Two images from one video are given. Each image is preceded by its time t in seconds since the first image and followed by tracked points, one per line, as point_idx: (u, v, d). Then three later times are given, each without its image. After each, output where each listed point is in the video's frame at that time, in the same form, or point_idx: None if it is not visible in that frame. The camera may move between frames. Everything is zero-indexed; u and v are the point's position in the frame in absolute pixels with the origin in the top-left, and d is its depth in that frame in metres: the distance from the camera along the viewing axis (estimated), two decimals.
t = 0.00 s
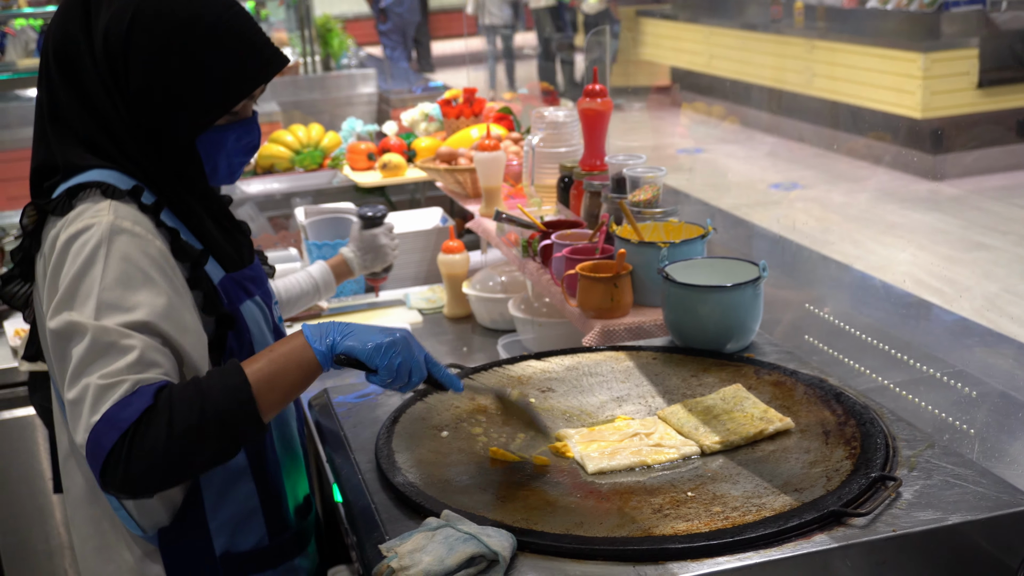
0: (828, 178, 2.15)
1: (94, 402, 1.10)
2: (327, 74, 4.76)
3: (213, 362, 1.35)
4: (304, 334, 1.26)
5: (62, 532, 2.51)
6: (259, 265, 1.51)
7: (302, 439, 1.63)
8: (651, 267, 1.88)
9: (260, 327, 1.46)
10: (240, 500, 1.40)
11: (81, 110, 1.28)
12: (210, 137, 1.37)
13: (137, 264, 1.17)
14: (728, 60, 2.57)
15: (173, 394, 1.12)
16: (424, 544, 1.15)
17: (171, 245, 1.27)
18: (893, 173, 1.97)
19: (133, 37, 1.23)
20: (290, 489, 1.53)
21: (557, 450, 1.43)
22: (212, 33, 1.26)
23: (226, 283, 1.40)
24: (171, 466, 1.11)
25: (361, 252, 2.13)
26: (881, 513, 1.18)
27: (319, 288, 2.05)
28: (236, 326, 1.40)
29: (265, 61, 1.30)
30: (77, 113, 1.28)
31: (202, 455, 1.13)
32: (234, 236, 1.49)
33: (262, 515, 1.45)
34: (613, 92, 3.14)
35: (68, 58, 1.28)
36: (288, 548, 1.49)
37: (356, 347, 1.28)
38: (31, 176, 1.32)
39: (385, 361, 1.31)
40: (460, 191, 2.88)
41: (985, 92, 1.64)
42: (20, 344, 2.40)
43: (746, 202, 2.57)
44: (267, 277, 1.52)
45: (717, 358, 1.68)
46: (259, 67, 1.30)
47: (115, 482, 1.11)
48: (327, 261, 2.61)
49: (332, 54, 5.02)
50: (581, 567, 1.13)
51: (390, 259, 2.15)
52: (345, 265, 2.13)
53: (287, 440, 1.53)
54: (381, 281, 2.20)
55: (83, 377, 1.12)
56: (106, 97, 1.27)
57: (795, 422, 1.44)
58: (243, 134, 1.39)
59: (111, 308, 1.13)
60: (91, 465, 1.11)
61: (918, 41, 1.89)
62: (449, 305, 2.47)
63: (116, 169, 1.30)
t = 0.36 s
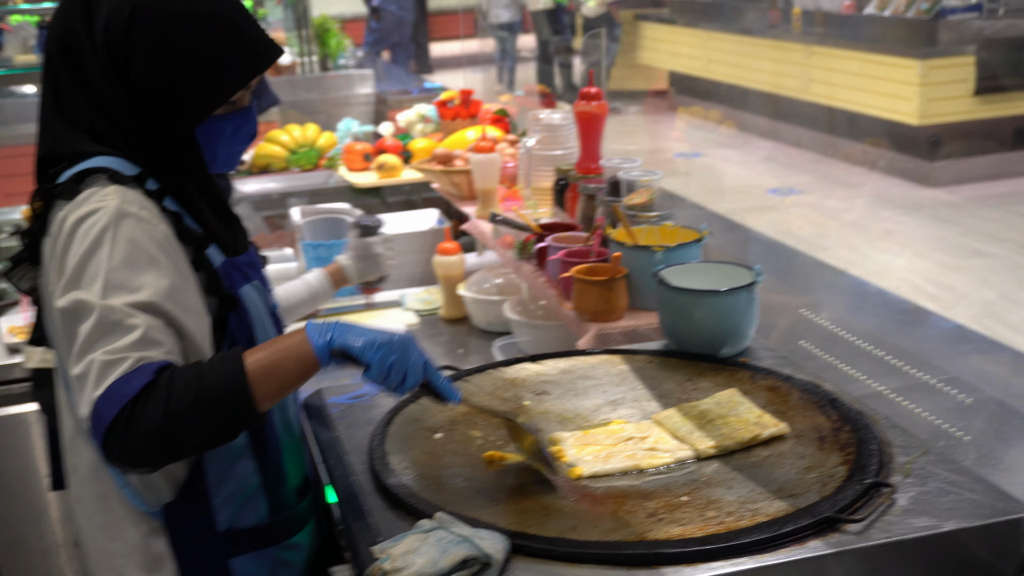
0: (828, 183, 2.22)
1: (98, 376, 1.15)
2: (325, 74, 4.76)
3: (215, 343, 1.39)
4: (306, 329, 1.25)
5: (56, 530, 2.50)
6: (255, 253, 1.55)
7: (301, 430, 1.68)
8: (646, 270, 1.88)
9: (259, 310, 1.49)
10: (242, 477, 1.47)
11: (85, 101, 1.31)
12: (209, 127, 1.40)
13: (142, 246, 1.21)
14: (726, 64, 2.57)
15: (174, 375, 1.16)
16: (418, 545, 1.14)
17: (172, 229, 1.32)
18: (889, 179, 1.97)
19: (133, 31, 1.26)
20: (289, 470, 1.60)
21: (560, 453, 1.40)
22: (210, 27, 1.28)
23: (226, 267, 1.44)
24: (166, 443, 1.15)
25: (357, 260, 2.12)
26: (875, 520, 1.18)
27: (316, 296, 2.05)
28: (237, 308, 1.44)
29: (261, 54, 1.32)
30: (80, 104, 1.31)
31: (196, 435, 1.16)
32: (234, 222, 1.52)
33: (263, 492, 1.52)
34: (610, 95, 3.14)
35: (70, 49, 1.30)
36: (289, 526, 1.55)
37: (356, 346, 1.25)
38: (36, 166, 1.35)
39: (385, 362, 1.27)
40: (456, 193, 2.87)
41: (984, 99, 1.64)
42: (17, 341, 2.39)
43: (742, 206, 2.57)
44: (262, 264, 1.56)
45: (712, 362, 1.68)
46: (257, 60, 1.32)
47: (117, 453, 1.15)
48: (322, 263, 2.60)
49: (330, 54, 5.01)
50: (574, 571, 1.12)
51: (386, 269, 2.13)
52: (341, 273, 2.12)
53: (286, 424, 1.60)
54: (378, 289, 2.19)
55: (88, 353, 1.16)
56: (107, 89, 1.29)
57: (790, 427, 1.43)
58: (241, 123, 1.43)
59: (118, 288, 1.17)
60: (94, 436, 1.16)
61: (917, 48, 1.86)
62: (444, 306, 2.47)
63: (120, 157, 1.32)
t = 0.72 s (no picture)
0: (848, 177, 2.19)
1: (128, 357, 1.15)
2: (344, 71, 4.77)
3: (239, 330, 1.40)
4: (333, 321, 1.26)
5: (74, 528, 2.51)
6: (274, 243, 1.57)
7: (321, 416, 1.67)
8: (662, 266, 1.87)
9: (281, 299, 1.51)
10: (267, 460, 1.47)
11: (107, 97, 1.33)
12: (225, 117, 1.42)
13: (166, 235, 1.22)
14: (744, 59, 2.56)
15: (202, 359, 1.17)
16: (429, 544, 1.14)
17: (197, 219, 1.32)
18: (907, 173, 1.96)
19: (148, 26, 1.27)
20: (312, 454, 1.60)
21: (576, 450, 1.41)
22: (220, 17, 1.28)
23: (249, 255, 1.46)
24: (192, 424, 1.16)
25: (377, 259, 2.12)
26: (890, 516, 1.17)
27: (336, 294, 2.05)
28: (260, 296, 1.46)
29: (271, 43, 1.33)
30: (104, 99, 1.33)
31: (220, 418, 1.17)
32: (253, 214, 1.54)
33: (288, 475, 1.51)
34: (628, 91, 3.14)
35: (91, 50, 1.33)
36: (313, 510, 1.54)
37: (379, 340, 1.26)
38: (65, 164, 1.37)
39: (410, 358, 1.29)
40: (473, 189, 2.87)
41: (1006, 92, 1.63)
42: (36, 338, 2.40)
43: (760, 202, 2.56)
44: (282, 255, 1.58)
45: (728, 358, 1.67)
46: (267, 47, 1.33)
47: (141, 433, 1.16)
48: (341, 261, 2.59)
49: (349, 52, 5.01)
50: (586, 568, 1.12)
51: (407, 268, 2.15)
52: (361, 271, 2.12)
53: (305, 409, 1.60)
54: (398, 288, 2.20)
55: (118, 337, 1.17)
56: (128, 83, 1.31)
57: (805, 424, 1.42)
58: (255, 114, 1.43)
59: (146, 274, 1.18)
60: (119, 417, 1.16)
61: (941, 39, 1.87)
62: (460, 303, 2.47)
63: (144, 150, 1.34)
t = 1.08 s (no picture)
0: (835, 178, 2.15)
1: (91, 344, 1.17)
2: (334, 72, 4.76)
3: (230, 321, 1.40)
4: (288, 290, 1.25)
5: (65, 530, 2.51)
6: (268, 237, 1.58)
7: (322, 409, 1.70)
8: (652, 265, 1.87)
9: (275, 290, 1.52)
10: (264, 453, 1.50)
11: (96, 93, 1.34)
12: (209, 115, 1.40)
13: (145, 228, 1.23)
14: (735, 59, 2.56)
15: (161, 342, 1.17)
16: (421, 543, 1.14)
17: (189, 212, 1.35)
18: (897, 172, 1.96)
19: (129, 24, 1.28)
20: (310, 445, 1.63)
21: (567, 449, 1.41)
22: (201, 14, 1.29)
23: (246, 248, 1.47)
24: (154, 408, 1.16)
25: (367, 261, 2.11)
26: (881, 513, 1.17)
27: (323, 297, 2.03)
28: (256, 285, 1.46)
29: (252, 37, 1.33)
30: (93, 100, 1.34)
31: (182, 400, 1.16)
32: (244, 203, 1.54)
33: (286, 467, 1.55)
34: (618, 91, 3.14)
35: (78, 49, 1.33)
36: (309, 501, 1.58)
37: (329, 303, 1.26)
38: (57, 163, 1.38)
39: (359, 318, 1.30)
40: (464, 189, 2.87)
41: (995, 92, 1.63)
42: (25, 342, 2.40)
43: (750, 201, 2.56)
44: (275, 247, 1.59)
45: (719, 357, 1.67)
46: (244, 43, 1.32)
47: (108, 423, 1.17)
48: (332, 262, 2.59)
49: (339, 53, 5.01)
50: (578, 567, 1.11)
51: (396, 270, 2.14)
52: (352, 274, 2.10)
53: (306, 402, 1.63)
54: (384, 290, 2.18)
55: (87, 325, 1.19)
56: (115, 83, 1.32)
57: (796, 421, 1.43)
58: (240, 106, 1.41)
59: (119, 264, 1.20)
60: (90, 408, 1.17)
61: (928, 40, 1.86)
62: (451, 303, 2.47)
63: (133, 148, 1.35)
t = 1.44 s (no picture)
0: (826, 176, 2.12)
1: (93, 376, 1.06)
2: (326, 69, 4.77)
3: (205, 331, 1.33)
4: (313, 330, 1.18)
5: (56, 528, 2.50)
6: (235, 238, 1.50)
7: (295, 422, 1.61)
8: (644, 261, 1.87)
9: (248, 294, 1.47)
10: (247, 464, 1.40)
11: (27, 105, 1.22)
12: (135, 118, 1.27)
13: (114, 242, 1.12)
14: (727, 56, 2.57)
15: (171, 372, 1.08)
16: (412, 539, 1.14)
17: (149, 222, 1.25)
18: (888, 169, 1.96)
19: (36, 29, 1.15)
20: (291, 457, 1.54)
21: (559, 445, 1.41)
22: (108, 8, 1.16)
23: (211, 254, 1.37)
24: (167, 441, 1.07)
25: (355, 257, 2.09)
26: (872, 509, 1.18)
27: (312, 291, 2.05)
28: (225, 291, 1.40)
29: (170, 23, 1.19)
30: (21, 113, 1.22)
31: (198, 434, 1.08)
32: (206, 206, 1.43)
33: (269, 477, 1.46)
34: (610, 88, 3.14)
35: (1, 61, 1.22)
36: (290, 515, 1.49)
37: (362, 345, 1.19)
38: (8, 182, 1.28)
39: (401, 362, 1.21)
40: (456, 186, 2.87)
41: (985, 88, 1.64)
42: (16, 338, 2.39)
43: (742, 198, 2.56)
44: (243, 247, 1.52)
45: (711, 353, 1.67)
46: (165, 34, 1.19)
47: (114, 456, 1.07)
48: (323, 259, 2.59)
49: (329, 49, 4.94)
50: (570, 563, 1.12)
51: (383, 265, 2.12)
52: (339, 270, 2.10)
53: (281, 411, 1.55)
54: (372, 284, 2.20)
55: (78, 357, 1.08)
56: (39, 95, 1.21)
57: (787, 417, 1.43)
58: (171, 106, 1.28)
59: (96, 286, 1.08)
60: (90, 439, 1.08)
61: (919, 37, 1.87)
62: (443, 300, 2.46)
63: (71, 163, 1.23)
